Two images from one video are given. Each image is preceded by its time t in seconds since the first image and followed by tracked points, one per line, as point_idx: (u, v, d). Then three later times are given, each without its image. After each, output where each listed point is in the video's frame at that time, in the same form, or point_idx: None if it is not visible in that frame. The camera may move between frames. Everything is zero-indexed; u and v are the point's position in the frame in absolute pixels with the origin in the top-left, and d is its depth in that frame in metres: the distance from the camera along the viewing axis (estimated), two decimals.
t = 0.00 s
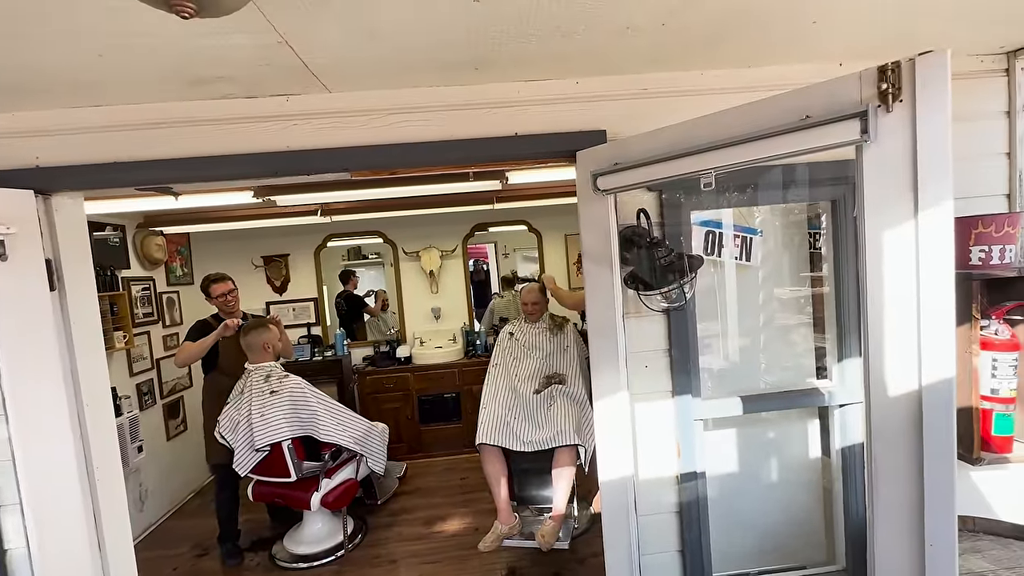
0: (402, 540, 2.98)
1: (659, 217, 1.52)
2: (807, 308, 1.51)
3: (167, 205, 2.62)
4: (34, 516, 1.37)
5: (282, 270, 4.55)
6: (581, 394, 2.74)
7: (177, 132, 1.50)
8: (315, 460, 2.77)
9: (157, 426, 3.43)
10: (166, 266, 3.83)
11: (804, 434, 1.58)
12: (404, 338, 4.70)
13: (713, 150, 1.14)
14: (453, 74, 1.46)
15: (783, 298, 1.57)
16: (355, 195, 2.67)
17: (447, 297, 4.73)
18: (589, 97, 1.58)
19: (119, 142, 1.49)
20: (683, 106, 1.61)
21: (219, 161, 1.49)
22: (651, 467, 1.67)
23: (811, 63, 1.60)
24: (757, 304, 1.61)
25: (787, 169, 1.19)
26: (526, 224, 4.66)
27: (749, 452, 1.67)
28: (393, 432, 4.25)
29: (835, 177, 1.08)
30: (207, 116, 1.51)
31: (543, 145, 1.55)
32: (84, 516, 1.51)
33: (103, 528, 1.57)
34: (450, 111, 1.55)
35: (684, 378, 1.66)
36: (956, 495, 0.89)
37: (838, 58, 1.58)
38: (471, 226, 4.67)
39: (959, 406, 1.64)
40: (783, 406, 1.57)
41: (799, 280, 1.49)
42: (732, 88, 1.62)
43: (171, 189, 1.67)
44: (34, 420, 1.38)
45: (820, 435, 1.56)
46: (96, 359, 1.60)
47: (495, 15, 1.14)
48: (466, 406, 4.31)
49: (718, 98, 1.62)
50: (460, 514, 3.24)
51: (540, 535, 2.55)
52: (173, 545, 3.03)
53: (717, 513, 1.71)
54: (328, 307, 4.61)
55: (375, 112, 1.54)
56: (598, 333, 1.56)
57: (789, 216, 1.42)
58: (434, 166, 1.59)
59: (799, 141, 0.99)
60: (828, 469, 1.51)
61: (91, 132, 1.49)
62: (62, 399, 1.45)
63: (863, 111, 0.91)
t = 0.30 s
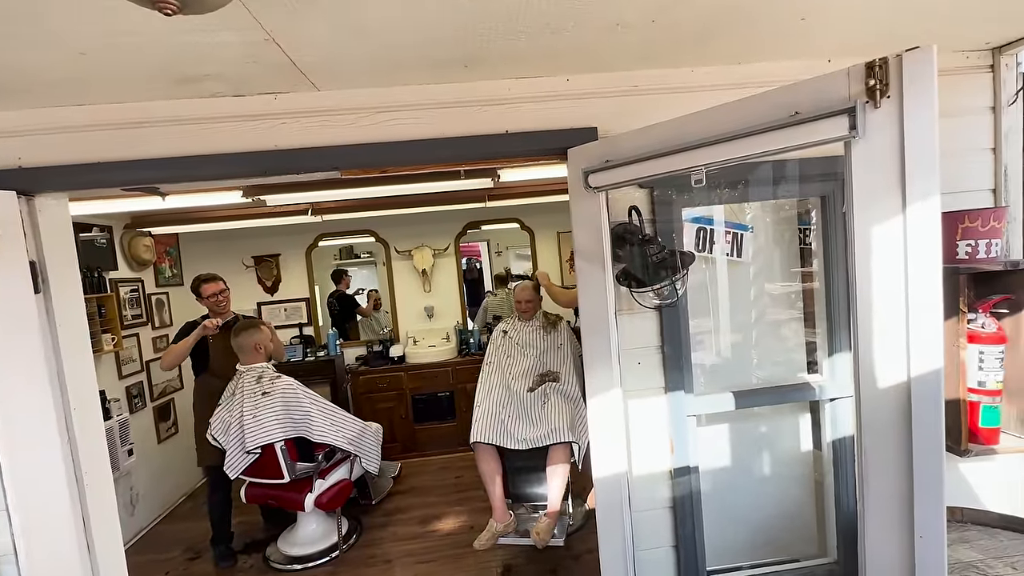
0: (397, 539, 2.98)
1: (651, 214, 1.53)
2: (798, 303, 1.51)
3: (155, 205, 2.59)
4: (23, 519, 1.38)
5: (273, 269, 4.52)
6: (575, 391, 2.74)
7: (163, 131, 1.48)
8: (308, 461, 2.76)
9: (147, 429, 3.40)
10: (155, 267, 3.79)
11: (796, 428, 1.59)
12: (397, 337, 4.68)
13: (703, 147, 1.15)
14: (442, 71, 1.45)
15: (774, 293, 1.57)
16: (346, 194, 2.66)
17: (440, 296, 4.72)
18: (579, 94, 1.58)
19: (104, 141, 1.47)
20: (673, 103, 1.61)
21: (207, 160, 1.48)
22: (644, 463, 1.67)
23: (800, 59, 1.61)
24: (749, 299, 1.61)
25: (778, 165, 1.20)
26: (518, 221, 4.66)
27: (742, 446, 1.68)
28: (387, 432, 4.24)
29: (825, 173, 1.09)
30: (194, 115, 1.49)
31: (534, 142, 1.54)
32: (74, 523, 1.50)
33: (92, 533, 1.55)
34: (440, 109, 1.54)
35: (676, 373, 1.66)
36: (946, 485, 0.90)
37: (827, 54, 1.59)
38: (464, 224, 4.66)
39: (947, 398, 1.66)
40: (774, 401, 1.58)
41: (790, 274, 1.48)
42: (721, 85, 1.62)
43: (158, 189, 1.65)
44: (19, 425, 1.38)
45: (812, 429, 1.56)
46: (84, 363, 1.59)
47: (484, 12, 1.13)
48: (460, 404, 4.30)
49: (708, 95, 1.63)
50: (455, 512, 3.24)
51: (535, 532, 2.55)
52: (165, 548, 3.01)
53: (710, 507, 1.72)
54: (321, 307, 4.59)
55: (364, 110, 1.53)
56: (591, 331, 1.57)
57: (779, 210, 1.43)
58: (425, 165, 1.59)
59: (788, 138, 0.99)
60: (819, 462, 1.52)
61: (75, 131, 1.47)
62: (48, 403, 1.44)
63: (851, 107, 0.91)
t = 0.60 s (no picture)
0: (392, 538, 2.97)
1: (643, 211, 1.53)
2: (790, 298, 1.52)
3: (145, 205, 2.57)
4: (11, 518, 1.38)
5: (265, 269, 4.49)
6: (570, 388, 2.75)
7: (152, 130, 1.47)
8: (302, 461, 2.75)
9: (139, 431, 3.38)
10: (145, 268, 3.76)
11: (789, 422, 1.60)
12: (392, 336, 4.67)
13: (695, 144, 1.15)
14: (433, 69, 1.44)
15: (767, 289, 1.57)
16: (339, 192, 2.64)
17: (434, 294, 4.71)
18: (571, 92, 1.58)
19: (91, 141, 1.46)
20: (665, 100, 1.62)
21: (195, 160, 1.47)
22: (639, 460, 1.68)
23: (791, 57, 1.62)
24: (742, 295, 1.62)
25: (768, 162, 1.20)
26: (512, 219, 4.65)
27: (735, 441, 1.69)
28: (382, 431, 4.23)
29: (815, 170, 1.09)
30: (182, 114, 1.47)
31: (526, 140, 1.54)
32: (63, 525, 1.50)
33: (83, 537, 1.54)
34: (432, 107, 1.54)
35: (669, 370, 1.66)
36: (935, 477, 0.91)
37: (817, 52, 1.60)
38: (457, 222, 4.65)
39: (937, 392, 1.67)
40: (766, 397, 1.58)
41: (781, 270, 1.49)
42: (712, 82, 1.62)
43: (147, 189, 1.64)
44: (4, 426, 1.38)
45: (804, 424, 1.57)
46: (74, 363, 1.58)
47: (474, 10, 1.13)
48: (455, 403, 4.30)
49: (699, 93, 1.63)
50: (451, 511, 3.24)
51: (530, 529, 2.56)
52: (158, 550, 2.99)
53: (704, 502, 1.73)
54: (314, 306, 4.57)
55: (355, 109, 1.52)
56: (584, 327, 1.57)
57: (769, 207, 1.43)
58: (416, 163, 1.58)
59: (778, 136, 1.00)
60: (811, 456, 1.53)
61: (61, 131, 1.45)
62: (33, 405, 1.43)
63: (840, 104, 0.92)
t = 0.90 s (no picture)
0: (389, 537, 2.97)
1: (637, 209, 1.54)
2: (784, 295, 1.49)
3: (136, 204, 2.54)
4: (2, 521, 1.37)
5: (259, 268, 4.47)
6: (565, 386, 2.75)
7: (142, 129, 1.46)
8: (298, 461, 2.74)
9: (132, 432, 3.36)
10: (137, 267, 3.74)
11: (782, 418, 1.61)
12: (387, 334, 4.66)
13: (688, 142, 1.15)
14: (426, 67, 1.44)
15: (761, 286, 1.56)
16: (332, 191, 2.63)
17: (429, 292, 4.70)
18: (564, 90, 1.58)
19: (81, 139, 1.44)
20: (658, 97, 1.62)
21: (187, 158, 1.45)
22: (633, 456, 1.68)
23: (783, 54, 1.62)
24: (735, 292, 1.62)
25: (762, 159, 1.20)
26: (506, 216, 4.65)
27: (729, 437, 1.70)
28: (377, 430, 4.23)
29: (808, 167, 1.10)
30: (173, 112, 1.46)
31: (520, 138, 1.54)
32: (56, 526, 1.49)
33: (77, 538, 1.53)
34: (425, 105, 1.53)
35: (664, 366, 1.66)
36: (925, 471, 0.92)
37: (809, 49, 1.60)
38: (452, 220, 4.64)
39: (927, 386, 1.69)
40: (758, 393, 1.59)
41: (775, 267, 1.48)
42: (706, 80, 1.63)
43: (137, 188, 1.62)
44: None
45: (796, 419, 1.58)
46: (65, 364, 1.57)
47: (468, 7, 1.12)
48: (450, 400, 4.30)
49: (692, 91, 1.63)
50: (447, 508, 3.25)
51: (526, 526, 2.55)
52: (153, 551, 2.98)
53: (698, 497, 1.74)
54: (308, 305, 4.55)
55: (348, 106, 1.51)
56: (578, 325, 1.57)
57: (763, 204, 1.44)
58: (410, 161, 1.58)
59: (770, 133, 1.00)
60: (804, 451, 1.54)
61: (49, 130, 1.43)
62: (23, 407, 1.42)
63: (832, 102, 0.92)
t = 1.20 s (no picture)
0: (385, 535, 2.97)
1: (632, 205, 1.53)
2: (777, 291, 1.52)
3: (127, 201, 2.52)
4: None
5: (252, 266, 4.44)
6: (560, 384, 2.77)
7: (134, 125, 1.44)
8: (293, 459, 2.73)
9: (125, 431, 3.34)
10: (129, 265, 3.71)
11: (776, 414, 1.62)
12: (382, 332, 4.65)
13: (683, 138, 1.15)
14: (420, 62, 1.43)
15: (755, 283, 1.57)
16: (326, 188, 2.62)
17: (424, 290, 4.69)
18: (559, 86, 1.57)
19: (71, 136, 1.43)
20: (653, 94, 1.62)
21: (179, 155, 1.44)
22: (629, 452, 1.68)
23: (777, 50, 1.62)
24: (730, 289, 1.62)
25: (757, 155, 1.20)
26: (502, 214, 4.64)
27: (724, 433, 1.71)
28: (373, 428, 4.22)
29: (802, 163, 1.10)
30: (164, 107, 1.45)
31: (515, 134, 1.54)
32: (47, 527, 1.48)
33: (69, 538, 1.53)
34: (419, 101, 1.53)
35: (659, 362, 1.67)
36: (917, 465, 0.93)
37: (803, 45, 1.60)
38: (447, 217, 4.63)
39: (920, 381, 1.70)
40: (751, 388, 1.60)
41: (769, 263, 1.48)
42: (700, 76, 1.63)
43: (129, 185, 1.61)
44: None
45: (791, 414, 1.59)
46: (56, 363, 1.55)
47: (462, 2, 1.11)
48: (446, 398, 4.29)
49: (687, 87, 1.63)
50: (443, 506, 3.25)
51: (523, 523, 2.54)
52: (147, 551, 2.97)
53: (694, 492, 1.74)
54: (303, 303, 4.54)
55: (341, 102, 1.50)
56: (574, 322, 1.57)
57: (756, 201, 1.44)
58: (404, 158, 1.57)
59: (765, 129, 1.00)
60: (798, 447, 1.55)
61: (38, 126, 1.42)
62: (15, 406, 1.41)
63: (826, 97, 0.92)
